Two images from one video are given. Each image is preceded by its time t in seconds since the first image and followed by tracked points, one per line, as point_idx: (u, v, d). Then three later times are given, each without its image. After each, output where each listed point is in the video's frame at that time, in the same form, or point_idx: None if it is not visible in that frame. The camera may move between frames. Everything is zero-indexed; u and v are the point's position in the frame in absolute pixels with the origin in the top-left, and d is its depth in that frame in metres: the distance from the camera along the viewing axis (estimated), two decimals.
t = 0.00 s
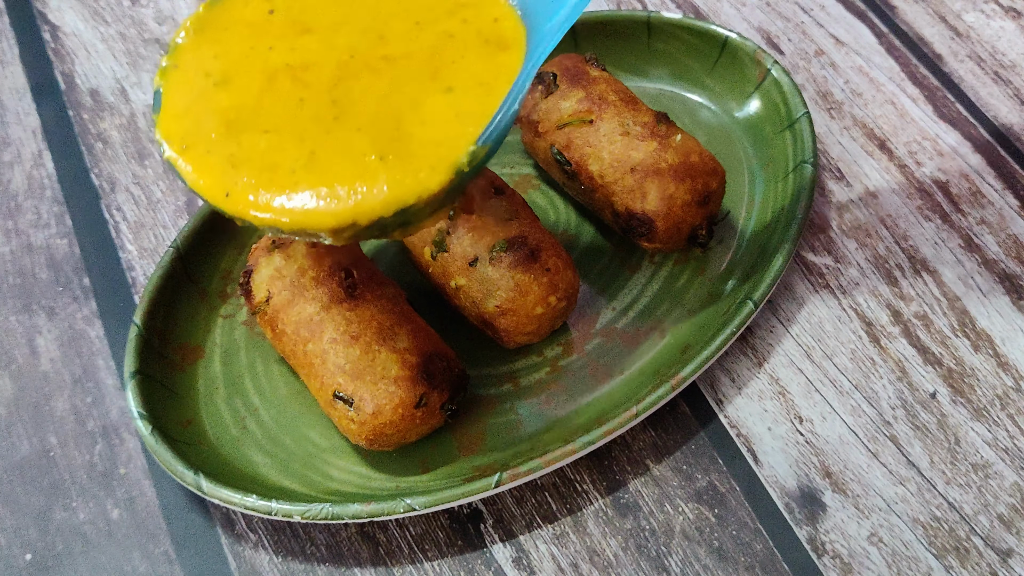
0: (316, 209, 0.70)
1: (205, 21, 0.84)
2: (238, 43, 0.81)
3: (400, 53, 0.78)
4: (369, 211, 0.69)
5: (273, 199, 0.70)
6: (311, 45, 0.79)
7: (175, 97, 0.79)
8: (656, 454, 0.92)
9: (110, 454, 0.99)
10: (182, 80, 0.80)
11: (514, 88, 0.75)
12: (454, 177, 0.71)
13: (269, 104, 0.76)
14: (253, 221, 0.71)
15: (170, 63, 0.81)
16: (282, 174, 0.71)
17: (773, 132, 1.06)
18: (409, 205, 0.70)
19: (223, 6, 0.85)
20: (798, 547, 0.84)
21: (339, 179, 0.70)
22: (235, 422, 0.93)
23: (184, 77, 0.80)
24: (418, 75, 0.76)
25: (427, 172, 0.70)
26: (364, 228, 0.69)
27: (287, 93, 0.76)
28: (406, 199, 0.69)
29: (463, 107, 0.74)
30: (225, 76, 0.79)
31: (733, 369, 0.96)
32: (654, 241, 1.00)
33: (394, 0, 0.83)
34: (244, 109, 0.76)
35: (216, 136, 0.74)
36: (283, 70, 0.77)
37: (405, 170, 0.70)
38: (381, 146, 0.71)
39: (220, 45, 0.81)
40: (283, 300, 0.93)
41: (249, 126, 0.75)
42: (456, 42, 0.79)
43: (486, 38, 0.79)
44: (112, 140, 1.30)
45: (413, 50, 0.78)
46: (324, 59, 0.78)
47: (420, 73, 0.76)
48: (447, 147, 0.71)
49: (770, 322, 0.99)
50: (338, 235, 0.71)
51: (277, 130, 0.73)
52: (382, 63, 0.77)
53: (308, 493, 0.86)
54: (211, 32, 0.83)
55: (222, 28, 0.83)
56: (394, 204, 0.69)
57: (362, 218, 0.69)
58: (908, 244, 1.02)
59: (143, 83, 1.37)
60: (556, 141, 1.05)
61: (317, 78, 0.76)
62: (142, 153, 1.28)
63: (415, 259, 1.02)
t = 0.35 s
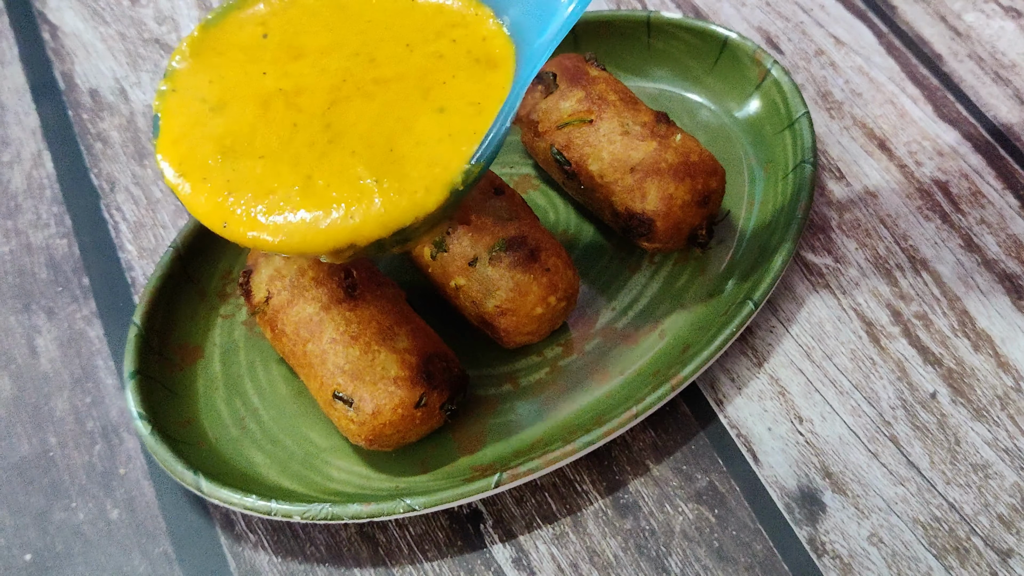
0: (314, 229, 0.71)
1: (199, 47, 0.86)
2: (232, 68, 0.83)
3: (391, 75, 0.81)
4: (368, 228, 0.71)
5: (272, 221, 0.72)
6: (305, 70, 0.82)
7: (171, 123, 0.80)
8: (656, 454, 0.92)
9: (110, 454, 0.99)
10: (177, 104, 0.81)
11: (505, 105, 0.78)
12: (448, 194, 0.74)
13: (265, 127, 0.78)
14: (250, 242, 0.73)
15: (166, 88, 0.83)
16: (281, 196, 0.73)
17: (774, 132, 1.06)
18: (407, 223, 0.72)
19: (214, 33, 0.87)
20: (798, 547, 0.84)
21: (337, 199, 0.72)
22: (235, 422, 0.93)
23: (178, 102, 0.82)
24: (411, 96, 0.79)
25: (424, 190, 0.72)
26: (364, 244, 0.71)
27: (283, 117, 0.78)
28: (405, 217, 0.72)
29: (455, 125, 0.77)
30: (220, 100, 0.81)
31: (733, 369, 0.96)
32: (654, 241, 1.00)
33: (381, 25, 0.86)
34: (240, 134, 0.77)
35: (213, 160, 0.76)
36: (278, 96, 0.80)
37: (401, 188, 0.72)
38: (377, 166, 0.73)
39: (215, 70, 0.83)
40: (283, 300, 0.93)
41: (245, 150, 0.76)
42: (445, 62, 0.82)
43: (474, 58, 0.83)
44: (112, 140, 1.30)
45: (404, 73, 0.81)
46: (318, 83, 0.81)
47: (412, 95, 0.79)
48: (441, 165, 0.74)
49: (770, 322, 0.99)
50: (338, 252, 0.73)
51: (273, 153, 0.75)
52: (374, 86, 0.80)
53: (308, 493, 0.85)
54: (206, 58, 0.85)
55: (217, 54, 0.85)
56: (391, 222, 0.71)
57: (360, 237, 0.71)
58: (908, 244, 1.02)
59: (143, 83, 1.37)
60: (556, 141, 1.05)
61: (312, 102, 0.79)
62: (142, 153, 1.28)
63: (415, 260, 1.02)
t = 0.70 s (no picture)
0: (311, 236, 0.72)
1: (189, 54, 0.86)
2: (223, 75, 0.83)
3: (382, 79, 0.82)
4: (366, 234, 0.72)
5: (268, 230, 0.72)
6: (295, 75, 0.82)
7: (163, 131, 0.81)
8: (657, 454, 0.92)
9: (110, 454, 0.98)
10: (169, 113, 0.81)
11: (498, 104, 0.79)
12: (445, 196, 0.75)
13: (257, 133, 0.78)
14: (247, 251, 0.73)
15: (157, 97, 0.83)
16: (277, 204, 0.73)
17: (773, 132, 1.06)
18: (403, 227, 0.73)
19: (203, 40, 0.87)
20: (798, 547, 0.84)
21: (332, 206, 0.72)
22: (235, 422, 0.93)
23: (170, 111, 0.82)
24: (402, 99, 0.80)
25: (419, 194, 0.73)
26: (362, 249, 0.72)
27: (275, 123, 0.78)
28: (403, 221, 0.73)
29: (448, 127, 0.78)
30: (211, 108, 0.81)
31: (734, 369, 0.96)
32: (654, 241, 0.99)
33: (370, 29, 0.87)
34: (232, 142, 0.77)
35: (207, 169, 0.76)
36: (269, 102, 0.80)
37: (397, 193, 0.73)
38: (371, 171, 0.74)
39: (206, 77, 0.84)
40: (283, 300, 0.93)
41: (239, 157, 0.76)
42: (435, 65, 0.83)
43: (464, 61, 0.84)
44: (112, 140, 1.30)
45: (394, 77, 0.82)
46: (308, 88, 0.81)
47: (403, 98, 0.80)
48: (436, 167, 0.75)
49: (771, 323, 0.99)
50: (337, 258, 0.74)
51: (265, 160, 0.75)
52: (365, 91, 0.81)
53: (307, 493, 0.85)
54: (196, 66, 0.85)
55: (207, 61, 0.85)
56: (387, 227, 0.72)
57: (357, 242, 0.72)
58: (908, 244, 1.02)
59: (142, 83, 1.37)
60: (556, 141, 1.05)
61: (303, 108, 0.80)
62: (141, 153, 1.28)
63: (415, 260, 1.02)
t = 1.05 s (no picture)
0: (314, 258, 0.74)
1: (190, 77, 0.87)
2: (225, 99, 0.85)
3: (381, 101, 0.83)
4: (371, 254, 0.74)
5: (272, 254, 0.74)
6: (296, 98, 0.84)
7: (166, 156, 0.82)
8: (657, 454, 0.92)
9: (110, 454, 0.98)
10: (172, 136, 0.83)
11: (497, 123, 0.81)
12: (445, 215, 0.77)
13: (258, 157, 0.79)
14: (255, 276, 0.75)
15: (160, 120, 0.85)
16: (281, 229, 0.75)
17: (774, 132, 1.06)
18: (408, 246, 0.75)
19: (204, 64, 0.89)
20: (799, 547, 0.84)
21: (336, 229, 0.75)
22: (235, 422, 0.93)
23: (172, 133, 0.83)
24: (402, 120, 0.82)
25: (423, 214, 0.75)
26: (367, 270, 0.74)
27: (276, 146, 0.80)
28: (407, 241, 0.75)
29: (447, 146, 0.80)
30: (213, 132, 0.82)
31: (734, 369, 0.96)
32: (653, 241, 0.99)
33: (369, 50, 0.88)
34: (235, 167, 0.79)
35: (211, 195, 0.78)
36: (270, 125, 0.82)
37: (400, 213, 0.75)
38: (373, 192, 0.76)
39: (208, 100, 0.85)
40: (282, 300, 0.93)
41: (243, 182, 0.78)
42: (434, 85, 0.85)
43: (463, 78, 0.85)
44: (112, 140, 1.30)
45: (394, 97, 0.83)
46: (309, 110, 0.83)
47: (402, 119, 0.82)
48: (437, 188, 0.77)
49: (771, 323, 0.99)
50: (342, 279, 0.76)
51: (268, 185, 0.77)
52: (365, 112, 0.82)
53: (307, 493, 0.85)
54: (198, 88, 0.87)
55: (209, 86, 0.87)
56: (391, 247, 0.74)
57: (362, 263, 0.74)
58: (909, 244, 1.02)
59: (143, 83, 1.37)
60: (557, 141, 1.05)
61: (304, 131, 0.81)
62: (141, 153, 1.28)
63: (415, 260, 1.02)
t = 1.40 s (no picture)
0: (334, 290, 0.76)
1: (206, 104, 0.89)
2: (241, 125, 0.87)
3: (393, 126, 0.84)
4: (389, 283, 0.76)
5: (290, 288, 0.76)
6: (310, 124, 0.85)
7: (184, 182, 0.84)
8: (656, 454, 0.92)
9: (111, 454, 0.99)
10: (190, 164, 0.84)
11: (507, 148, 0.82)
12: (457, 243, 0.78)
13: (273, 188, 0.81)
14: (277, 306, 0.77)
15: (178, 147, 0.86)
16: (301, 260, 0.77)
17: (774, 132, 1.06)
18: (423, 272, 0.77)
19: (220, 90, 0.90)
20: (798, 546, 0.84)
21: (353, 260, 0.76)
22: (235, 422, 0.93)
23: (189, 162, 0.85)
24: (413, 149, 0.83)
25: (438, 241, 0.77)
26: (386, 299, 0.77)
27: (289, 177, 0.81)
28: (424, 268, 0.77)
29: (459, 173, 0.81)
30: (229, 160, 0.84)
31: (733, 369, 0.96)
32: (653, 241, 1.00)
33: (380, 75, 0.90)
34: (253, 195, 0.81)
35: (227, 229, 0.80)
36: (285, 152, 0.83)
37: (415, 241, 0.77)
38: (388, 221, 0.78)
39: (223, 131, 0.87)
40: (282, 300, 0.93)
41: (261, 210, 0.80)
42: (446, 110, 0.86)
43: (473, 104, 0.86)
44: (112, 140, 1.30)
45: (406, 123, 0.85)
46: (321, 140, 0.84)
47: (413, 148, 0.83)
48: (452, 216, 0.78)
49: (770, 323, 0.99)
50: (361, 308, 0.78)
51: (285, 216, 0.79)
52: (378, 139, 0.84)
53: (308, 493, 0.85)
54: (214, 118, 0.88)
55: (225, 113, 0.89)
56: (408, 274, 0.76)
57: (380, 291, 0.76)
58: (908, 244, 1.02)
59: (143, 84, 1.37)
60: (556, 141, 1.06)
61: (318, 159, 0.82)
62: (142, 153, 1.28)
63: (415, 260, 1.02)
